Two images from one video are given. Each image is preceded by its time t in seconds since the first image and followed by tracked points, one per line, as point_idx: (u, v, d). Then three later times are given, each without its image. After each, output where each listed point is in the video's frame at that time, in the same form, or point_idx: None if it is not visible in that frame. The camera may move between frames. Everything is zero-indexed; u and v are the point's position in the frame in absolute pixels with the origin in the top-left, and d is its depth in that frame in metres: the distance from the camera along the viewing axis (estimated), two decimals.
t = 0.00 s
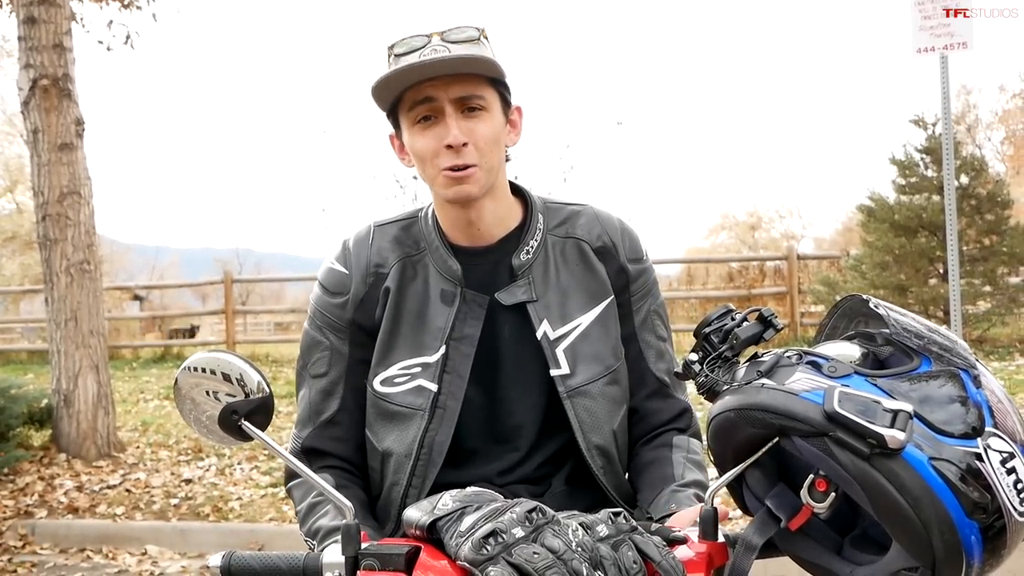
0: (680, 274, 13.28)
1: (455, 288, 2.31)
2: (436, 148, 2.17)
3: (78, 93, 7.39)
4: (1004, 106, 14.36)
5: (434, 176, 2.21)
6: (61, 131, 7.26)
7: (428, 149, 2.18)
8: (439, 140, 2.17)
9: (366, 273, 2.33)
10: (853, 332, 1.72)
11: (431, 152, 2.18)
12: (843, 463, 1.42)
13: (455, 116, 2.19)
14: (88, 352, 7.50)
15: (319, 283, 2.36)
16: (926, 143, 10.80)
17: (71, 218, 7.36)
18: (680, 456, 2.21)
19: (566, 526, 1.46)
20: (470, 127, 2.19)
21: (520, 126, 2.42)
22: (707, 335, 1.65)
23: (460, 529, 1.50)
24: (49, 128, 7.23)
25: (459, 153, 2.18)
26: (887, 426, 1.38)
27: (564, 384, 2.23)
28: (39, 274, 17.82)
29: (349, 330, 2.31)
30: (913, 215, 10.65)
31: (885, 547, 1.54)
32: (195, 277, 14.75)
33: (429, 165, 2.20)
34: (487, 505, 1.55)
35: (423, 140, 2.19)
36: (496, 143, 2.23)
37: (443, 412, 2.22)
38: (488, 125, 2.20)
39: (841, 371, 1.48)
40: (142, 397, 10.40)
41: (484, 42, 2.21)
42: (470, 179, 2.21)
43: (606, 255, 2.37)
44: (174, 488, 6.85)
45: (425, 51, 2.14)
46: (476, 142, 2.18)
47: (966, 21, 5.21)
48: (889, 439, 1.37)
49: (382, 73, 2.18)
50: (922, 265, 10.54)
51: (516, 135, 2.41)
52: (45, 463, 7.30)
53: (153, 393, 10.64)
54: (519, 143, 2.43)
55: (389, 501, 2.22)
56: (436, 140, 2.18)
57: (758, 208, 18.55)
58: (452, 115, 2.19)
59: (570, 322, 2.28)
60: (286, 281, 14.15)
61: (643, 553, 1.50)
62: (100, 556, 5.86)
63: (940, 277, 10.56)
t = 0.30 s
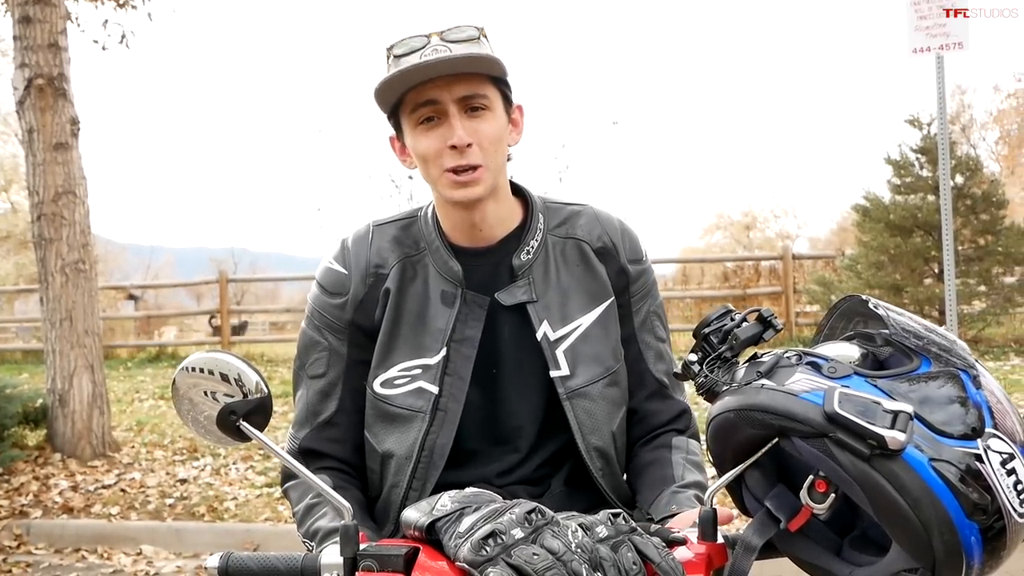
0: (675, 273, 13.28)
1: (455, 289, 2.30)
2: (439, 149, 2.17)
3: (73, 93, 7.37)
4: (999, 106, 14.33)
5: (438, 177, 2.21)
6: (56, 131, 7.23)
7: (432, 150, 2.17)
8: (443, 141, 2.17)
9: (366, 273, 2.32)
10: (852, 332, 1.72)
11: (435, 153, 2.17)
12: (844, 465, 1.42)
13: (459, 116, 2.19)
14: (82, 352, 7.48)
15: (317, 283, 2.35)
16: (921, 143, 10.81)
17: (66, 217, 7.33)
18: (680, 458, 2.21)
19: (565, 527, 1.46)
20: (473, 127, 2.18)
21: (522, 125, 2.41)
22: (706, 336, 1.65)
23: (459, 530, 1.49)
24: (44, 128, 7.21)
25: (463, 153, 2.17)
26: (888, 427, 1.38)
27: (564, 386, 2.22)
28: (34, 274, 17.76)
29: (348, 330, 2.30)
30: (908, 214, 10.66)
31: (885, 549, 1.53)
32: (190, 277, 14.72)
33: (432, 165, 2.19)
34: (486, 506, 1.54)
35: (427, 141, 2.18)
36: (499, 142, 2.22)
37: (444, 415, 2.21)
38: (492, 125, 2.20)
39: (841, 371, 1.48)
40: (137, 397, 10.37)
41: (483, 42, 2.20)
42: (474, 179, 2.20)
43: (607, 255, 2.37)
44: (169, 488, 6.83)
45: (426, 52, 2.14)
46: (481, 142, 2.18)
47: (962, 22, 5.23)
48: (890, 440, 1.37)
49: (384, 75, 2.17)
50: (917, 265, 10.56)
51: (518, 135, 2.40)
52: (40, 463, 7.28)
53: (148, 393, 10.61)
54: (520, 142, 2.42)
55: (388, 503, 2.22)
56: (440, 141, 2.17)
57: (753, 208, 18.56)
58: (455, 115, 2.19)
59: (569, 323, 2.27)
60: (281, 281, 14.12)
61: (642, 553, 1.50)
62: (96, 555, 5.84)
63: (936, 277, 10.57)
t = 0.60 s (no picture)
0: (672, 274, 13.28)
1: (459, 291, 2.29)
2: (443, 152, 2.16)
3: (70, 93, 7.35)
4: (997, 108, 14.09)
5: (441, 180, 2.20)
6: (52, 130, 7.22)
7: (437, 152, 2.17)
8: (448, 144, 2.16)
9: (369, 273, 2.31)
10: (853, 333, 1.72)
11: (439, 155, 2.17)
12: (845, 467, 1.42)
13: (465, 120, 2.18)
14: (79, 352, 7.47)
15: (319, 281, 2.34)
16: (918, 144, 10.81)
17: (63, 217, 7.32)
18: (680, 462, 2.21)
19: (566, 529, 1.45)
20: (479, 131, 2.18)
21: (530, 126, 2.40)
22: (707, 337, 1.65)
23: (459, 532, 1.49)
24: (41, 128, 7.20)
25: (468, 157, 2.17)
26: (889, 429, 1.38)
27: (565, 390, 2.22)
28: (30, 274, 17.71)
29: (350, 330, 2.29)
30: (904, 215, 10.65)
31: (885, 551, 1.53)
32: (187, 277, 14.70)
33: (436, 169, 2.19)
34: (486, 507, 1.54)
35: (431, 145, 2.18)
36: (506, 146, 2.22)
37: (446, 418, 2.21)
38: (499, 129, 2.19)
39: (842, 373, 1.48)
40: (133, 397, 10.35)
41: (493, 44, 2.18)
42: (479, 183, 2.20)
43: (611, 260, 2.36)
44: (166, 488, 6.82)
45: (434, 52, 2.12)
46: (487, 146, 2.18)
47: (960, 22, 5.24)
48: (891, 442, 1.36)
49: (392, 76, 2.17)
50: (914, 265, 10.56)
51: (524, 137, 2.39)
52: (36, 463, 7.26)
53: (144, 393, 10.60)
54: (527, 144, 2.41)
55: (388, 504, 2.22)
56: (445, 144, 2.17)
57: (749, 208, 18.55)
58: (462, 119, 2.18)
59: (572, 327, 2.27)
60: (277, 281, 14.10)
61: (643, 556, 1.50)
62: (92, 556, 5.83)
63: (932, 277, 10.58)
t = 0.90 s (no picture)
0: (671, 274, 13.28)
1: (463, 292, 2.29)
2: (450, 155, 2.16)
3: (69, 93, 7.34)
4: (995, 108, 14.27)
5: (446, 182, 2.20)
6: (52, 131, 7.22)
7: (443, 155, 2.16)
8: (455, 147, 2.15)
9: (374, 273, 2.31)
10: (857, 334, 1.71)
11: (445, 158, 2.16)
12: (849, 468, 1.41)
13: (473, 123, 2.17)
14: (77, 352, 7.46)
15: (323, 280, 2.33)
16: (918, 145, 10.80)
17: (62, 218, 7.31)
18: (681, 465, 2.21)
19: (569, 530, 1.45)
20: (486, 135, 2.17)
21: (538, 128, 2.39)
22: (710, 338, 1.64)
23: (461, 534, 1.48)
24: (40, 128, 7.19)
25: (474, 161, 2.17)
26: (893, 430, 1.37)
27: (568, 392, 2.21)
28: (29, 274, 17.67)
29: (353, 330, 2.28)
30: (903, 216, 10.65)
31: (889, 553, 1.52)
32: (186, 277, 14.69)
33: (442, 171, 2.18)
34: (488, 509, 1.53)
35: (438, 147, 2.17)
36: (513, 150, 2.21)
37: (449, 419, 2.20)
38: (507, 133, 2.19)
39: (846, 374, 1.47)
40: (132, 398, 10.34)
41: (504, 47, 2.17)
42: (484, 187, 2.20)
43: (616, 261, 2.36)
44: (164, 489, 6.81)
45: (445, 52, 2.11)
46: (494, 150, 2.17)
47: (959, 23, 5.24)
48: (896, 444, 1.36)
49: (401, 77, 2.15)
50: (913, 266, 10.55)
51: (533, 137, 2.38)
52: (34, 464, 7.25)
53: (143, 393, 10.60)
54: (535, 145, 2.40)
55: (390, 505, 2.21)
56: (452, 147, 2.16)
57: (748, 209, 18.55)
58: (469, 122, 2.17)
59: (576, 329, 2.26)
60: (276, 281, 14.09)
61: (646, 558, 1.49)
62: (91, 556, 5.82)
63: (931, 278, 10.58)
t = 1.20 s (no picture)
0: (671, 274, 13.27)
1: (466, 291, 2.28)
2: (453, 156, 2.15)
3: (68, 94, 7.33)
4: (994, 107, 14.10)
5: (449, 182, 2.20)
6: (51, 132, 7.21)
7: (447, 156, 2.16)
8: (458, 148, 2.15)
9: (376, 272, 2.30)
10: (863, 332, 1.70)
11: (450, 158, 2.16)
12: (856, 467, 1.40)
13: (477, 124, 2.16)
14: (78, 353, 7.45)
15: (325, 279, 2.33)
16: (918, 144, 10.79)
17: (61, 218, 7.30)
18: (685, 465, 2.21)
19: (574, 529, 1.44)
20: (490, 136, 2.16)
21: (544, 127, 2.38)
22: (715, 336, 1.64)
23: (466, 533, 1.48)
24: (39, 129, 7.18)
25: (477, 162, 2.16)
26: (900, 429, 1.37)
27: (571, 391, 2.21)
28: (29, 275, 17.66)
29: (356, 330, 2.27)
30: (904, 216, 10.64)
31: (895, 552, 1.52)
32: (186, 278, 14.68)
33: (445, 170, 2.18)
34: (492, 508, 1.53)
35: (441, 147, 2.17)
36: (516, 152, 2.21)
37: (452, 419, 2.20)
38: (511, 134, 2.18)
39: (852, 372, 1.47)
40: (133, 398, 10.34)
41: (512, 48, 2.17)
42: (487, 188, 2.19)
43: (619, 261, 2.35)
44: (165, 489, 6.81)
45: (452, 51, 2.11)
46: (497, 152, 2.17)
47: (959, 22, 5.23)
48: (902, 442, 1.35)
49: (407, 75, 2.15)
50: (913, 265, 10.55)
51: (538, 137, 2.37)
52: (35, 464, 7.24)
53: (143, 394, 10.59)
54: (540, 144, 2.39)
55: (393, 505, 2.21)
56: (455, 147, 2.15)
57: (747, 209, 18.55)
58: (474, 123, 2.16)
59: (579, 328, 2.26)
60: (276, 281, 14.08)
61: (652, 557, 1.49)
62: (92, 557, 5.82)
63: (932, 277, 10.58)
